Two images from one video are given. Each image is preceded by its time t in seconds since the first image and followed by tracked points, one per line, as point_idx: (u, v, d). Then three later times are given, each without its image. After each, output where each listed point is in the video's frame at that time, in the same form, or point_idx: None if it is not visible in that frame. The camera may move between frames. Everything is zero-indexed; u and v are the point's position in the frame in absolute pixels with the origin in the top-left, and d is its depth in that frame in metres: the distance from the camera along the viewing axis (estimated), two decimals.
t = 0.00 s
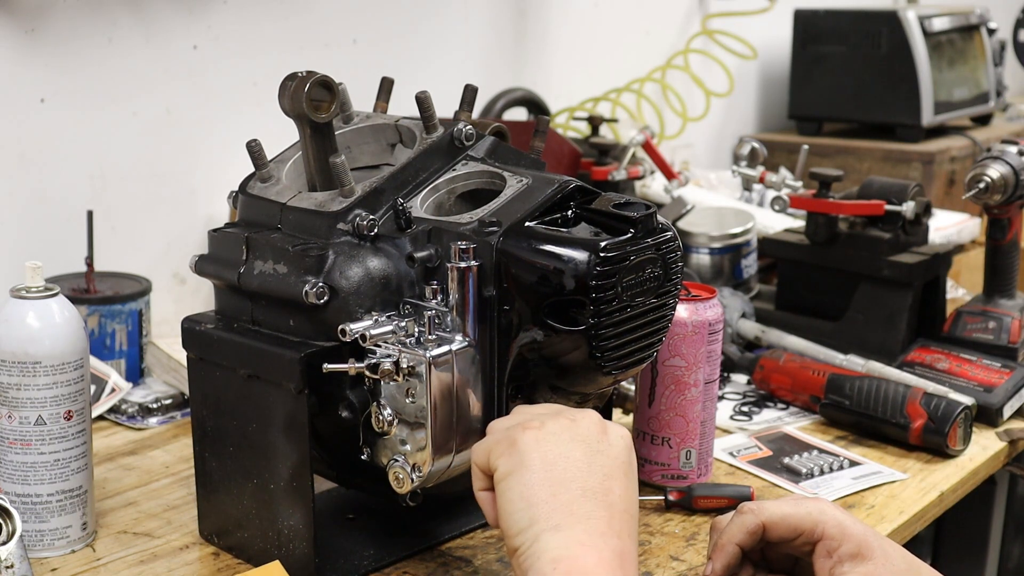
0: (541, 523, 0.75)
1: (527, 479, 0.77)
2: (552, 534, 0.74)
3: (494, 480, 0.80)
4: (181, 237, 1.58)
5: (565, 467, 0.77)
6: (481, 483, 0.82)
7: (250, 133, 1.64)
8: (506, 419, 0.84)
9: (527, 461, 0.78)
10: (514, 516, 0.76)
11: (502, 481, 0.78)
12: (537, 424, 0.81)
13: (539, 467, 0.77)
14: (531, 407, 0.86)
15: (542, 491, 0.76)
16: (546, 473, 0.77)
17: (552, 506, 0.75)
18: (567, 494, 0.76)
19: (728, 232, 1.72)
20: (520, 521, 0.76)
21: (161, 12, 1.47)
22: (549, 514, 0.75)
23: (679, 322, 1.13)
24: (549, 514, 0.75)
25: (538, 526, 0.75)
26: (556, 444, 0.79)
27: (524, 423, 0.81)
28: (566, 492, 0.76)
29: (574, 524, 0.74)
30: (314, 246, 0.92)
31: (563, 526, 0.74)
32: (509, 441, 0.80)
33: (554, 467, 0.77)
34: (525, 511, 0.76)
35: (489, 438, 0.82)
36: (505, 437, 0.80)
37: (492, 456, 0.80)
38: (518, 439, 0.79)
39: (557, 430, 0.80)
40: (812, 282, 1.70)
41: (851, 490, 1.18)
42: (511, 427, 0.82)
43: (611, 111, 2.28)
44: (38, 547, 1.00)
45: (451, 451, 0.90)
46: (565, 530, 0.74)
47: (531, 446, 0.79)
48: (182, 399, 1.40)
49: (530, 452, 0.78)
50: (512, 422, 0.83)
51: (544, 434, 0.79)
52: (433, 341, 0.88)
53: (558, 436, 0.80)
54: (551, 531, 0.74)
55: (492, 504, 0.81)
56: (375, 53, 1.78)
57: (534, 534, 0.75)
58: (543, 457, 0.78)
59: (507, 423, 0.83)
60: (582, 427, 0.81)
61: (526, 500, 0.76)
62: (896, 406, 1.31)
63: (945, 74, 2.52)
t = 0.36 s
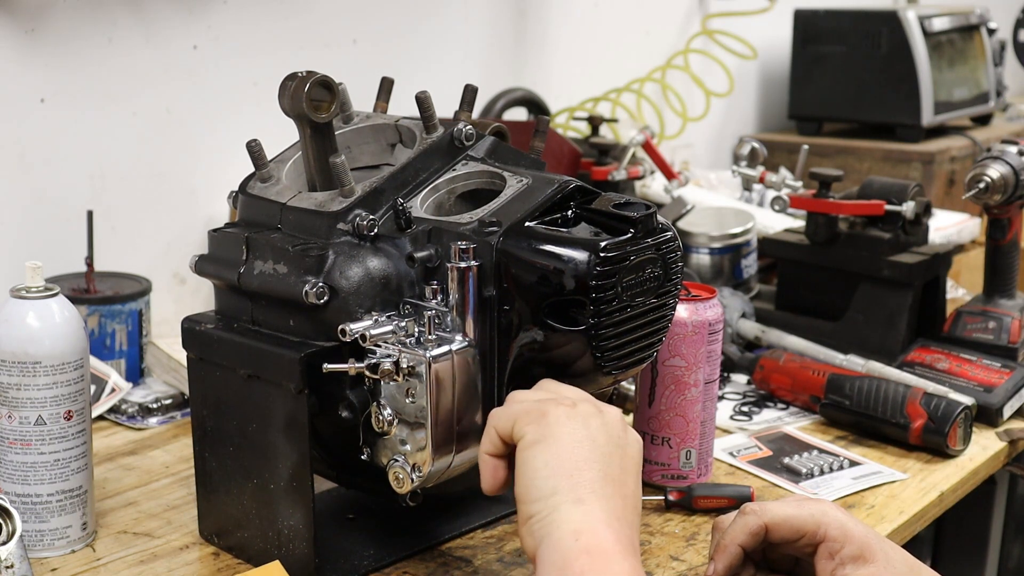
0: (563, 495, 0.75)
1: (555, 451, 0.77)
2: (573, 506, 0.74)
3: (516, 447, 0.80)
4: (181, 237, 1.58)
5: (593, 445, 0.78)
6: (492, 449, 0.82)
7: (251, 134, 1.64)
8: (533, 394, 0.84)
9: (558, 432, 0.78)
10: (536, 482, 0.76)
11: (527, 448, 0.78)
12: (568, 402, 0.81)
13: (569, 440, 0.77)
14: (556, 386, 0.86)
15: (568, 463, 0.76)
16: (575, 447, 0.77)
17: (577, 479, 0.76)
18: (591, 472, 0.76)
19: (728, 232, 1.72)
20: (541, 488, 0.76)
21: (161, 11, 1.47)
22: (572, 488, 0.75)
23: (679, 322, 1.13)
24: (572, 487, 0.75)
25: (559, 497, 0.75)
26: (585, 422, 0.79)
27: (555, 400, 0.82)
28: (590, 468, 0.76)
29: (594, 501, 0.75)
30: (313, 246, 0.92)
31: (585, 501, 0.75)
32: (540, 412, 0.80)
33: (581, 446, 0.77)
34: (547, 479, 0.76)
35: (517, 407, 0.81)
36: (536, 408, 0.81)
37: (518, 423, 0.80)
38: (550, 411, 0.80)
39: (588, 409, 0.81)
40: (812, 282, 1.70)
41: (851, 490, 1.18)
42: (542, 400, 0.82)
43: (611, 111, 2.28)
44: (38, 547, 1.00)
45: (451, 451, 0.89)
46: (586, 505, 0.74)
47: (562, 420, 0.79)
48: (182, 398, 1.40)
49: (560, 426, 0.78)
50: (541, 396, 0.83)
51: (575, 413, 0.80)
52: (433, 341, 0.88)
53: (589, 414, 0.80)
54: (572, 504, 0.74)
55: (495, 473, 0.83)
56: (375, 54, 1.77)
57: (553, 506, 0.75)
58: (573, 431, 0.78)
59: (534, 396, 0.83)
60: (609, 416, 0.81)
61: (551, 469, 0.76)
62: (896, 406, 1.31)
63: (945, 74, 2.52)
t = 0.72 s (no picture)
0: (547, 500, 0.75)
1: (534, 456, 0.76)
2: (558, 510, 0.74)
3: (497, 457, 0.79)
4: (181, 237, 1.58)
5: (572, 444, 0.77)
6: (480, 468, 0.82)
7: (250, 133, 1.64)
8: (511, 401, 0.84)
9: (535, 436, 0.77)
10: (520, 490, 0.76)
11: (507, 458, 0.78)
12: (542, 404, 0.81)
13: (546, 442, 0.77)
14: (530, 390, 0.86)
15: (549, 466, 0.76)
16: (554, 449, 0.77)
17: (560, 483, 0.75)
18: (574, 472, 0.76)
19: (728, 232, 1.72)
20: (525, 494, 0.76)
21: (161, 11, 1.47)
22: (556, 491, 0.75)
23: (679, 322, 1.13)
24: (556, 491, 0.75)
25: (545, 502, 0.75)
26: (562, 422, 0.79)
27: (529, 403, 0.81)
28: (573, 469, 0.76)
29: (581, 502, 0.75)
30: (314, 245, 0.92)
31: (570, 503, 0.74)
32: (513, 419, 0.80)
33: (560, 446, 0.77)
34: (530, 486, 0.76)
35: (492, 419, 0.81)
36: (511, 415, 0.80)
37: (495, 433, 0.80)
38: (525, 417, 0.79)
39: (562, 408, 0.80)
40: (811, 282, 1.70)
41: (851, 490, 1.18)
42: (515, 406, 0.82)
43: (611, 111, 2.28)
44: (38, 547, 1.00)
45: (451, 451, 0.89)
46: (572, 507, 0.74)
47: (539, 423, 0.79)
48: (182, 398, 1.40)
49: (538, 431, 0.78)
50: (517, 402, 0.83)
51: (550, 413, 0.79)
52: (433, 341, 0.88)
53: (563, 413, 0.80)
54: (558, 507, 0.74)
55: (490, 489, 0.81)
56: (376, 54, 1.78)
57: (540, 511, 0.75)
58: (549, 433, 0.78)
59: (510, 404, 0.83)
60: (587, 410, 0.81)
61: (532, 473, 0.76)
62: (896, 406, 1.31)
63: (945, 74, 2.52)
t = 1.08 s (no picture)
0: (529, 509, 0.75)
1: (517, 465, 0.77)
2: (541, 520, 0.74)
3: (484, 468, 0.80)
4: (181, 237, 1.58)
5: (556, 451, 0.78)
6: (474, 481, 0.81)
7: (250, 133, 1.64)
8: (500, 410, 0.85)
9: (518, 445, 0.78)
10: (504, 499, 0.76)
11: (491, 469, 0.78)
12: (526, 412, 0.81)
13: (529, 451, 0.77)
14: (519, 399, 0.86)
15: (532, 475, 0.76)
16: (537, 457, 0.77)
17: (542, 492, 0.75)
18: (558, 481, 0.76)
19: (728, 232, 1.72)
20: (507, 504, 0.76)
21: (161, 11, 1.47)
22: (539, 500, 0.75)
23: (679, 322, 1.13)
24: (539, 500, 0.75)
25: (527, 512, 0.75)
26: (547, 429, 0.79)
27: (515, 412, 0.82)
28: (556, 477, 0.76)
29: (564, 510, 0.75)
30: (313, 246, 0.92)
31: (552, 512, 0.74)
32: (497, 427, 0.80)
33: (545, 455, 0.77)
34: (513, 495, 0.76)
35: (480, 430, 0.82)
36: (497, 424, 0.81)
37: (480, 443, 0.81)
38: (510, 426, 0.79)
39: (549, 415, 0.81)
40: (811, 282, 1.70)
41: (851, 490, 1.18)
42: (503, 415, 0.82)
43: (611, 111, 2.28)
44: (38, 547, 1.00)
45: (451, 451, 0.89)
46: (554, 517, 0.74)
47: (524, 432, 0.79)
48: (182, 399, 1.40)
49: (521, 440, 0.78)
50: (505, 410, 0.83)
51: (536, 421, 0.79)
52: (433, 341, 0.88)
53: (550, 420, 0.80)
54: (541, 517, 0.74)
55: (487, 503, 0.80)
56: (376, 54, 1.77)
57: (523, 522, 0.75)
58: (531, 441, 0.78)
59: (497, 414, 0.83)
60: (573, 416, 0.81)
61: (514, 482, 0.76)
62: (896, 406, 1.31)
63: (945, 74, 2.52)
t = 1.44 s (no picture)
0: (532, 506, 0.75)
1: (524, 462, 0.77)
2: (543, 518, 0.74)
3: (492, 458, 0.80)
4: (181, 237, 1.58)
5: (564, 450, 0.78)
6: (477, 459, 0.83)
7: (250, 133, 1.64)
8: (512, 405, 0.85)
9: (527, 441, 0.78)
10: (507, 494, 0.76)
11: (497, 462, 0.78)
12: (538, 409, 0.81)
13: (537, 447, 0.78)
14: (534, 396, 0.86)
15: (537, 472, 0.76)
16: (544, 455, 0.77)
17: (546, 489, 0.75)
18: (563, 481, 0.76)
19: (728, 232, 1.72)
20: (510, 499, 0.76)
21: (160, 11, 1.47)
22: (542, 498, 0.75)
23: (679, 322, 1.13)
24: (542, 498, 0.75)
25: (529, 509, 0.75)
26: (558, 429, 0.79)
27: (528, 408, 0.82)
28: (562, 477, 0.76)
29: (566, 511, 0.75)
30: (313, 246, 0.92)
31: (555, 511, 0.74)
32: (508, 421, 0.81)
33: (553, 454, 0.77)
34: (517, 491, 0.76)
35: (491, 416, 0.83)
36: (509, 418, 0.81)
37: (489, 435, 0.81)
38: (522, 420, 0.80)
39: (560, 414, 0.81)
40: (812, 282, 1.70)
41: (851, 490, 1.18)
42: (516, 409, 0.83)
43: (611, 111, 2.28)
44: (38, 547, 1.00)
45: (451, 451, 0.89)
46: (556, 516, 0.74)
47: (533, 429, 0.79)
48: (182, 399, 1.40)
49: (531, 436, 0.78)
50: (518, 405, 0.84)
51: (547, 420, 0.80)
52: (433, 341, 0.88)
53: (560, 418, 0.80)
54: (542, 516, 0.74)
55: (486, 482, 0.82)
56: (375, 54, 1.77)
57: (524, 518, 0.75)
58: (540, 438, 0.78)
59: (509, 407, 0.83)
60: (584, 418, 0.81)
61: (519, 478, 0.76)
62: (896, 406, 1.31)
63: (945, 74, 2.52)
